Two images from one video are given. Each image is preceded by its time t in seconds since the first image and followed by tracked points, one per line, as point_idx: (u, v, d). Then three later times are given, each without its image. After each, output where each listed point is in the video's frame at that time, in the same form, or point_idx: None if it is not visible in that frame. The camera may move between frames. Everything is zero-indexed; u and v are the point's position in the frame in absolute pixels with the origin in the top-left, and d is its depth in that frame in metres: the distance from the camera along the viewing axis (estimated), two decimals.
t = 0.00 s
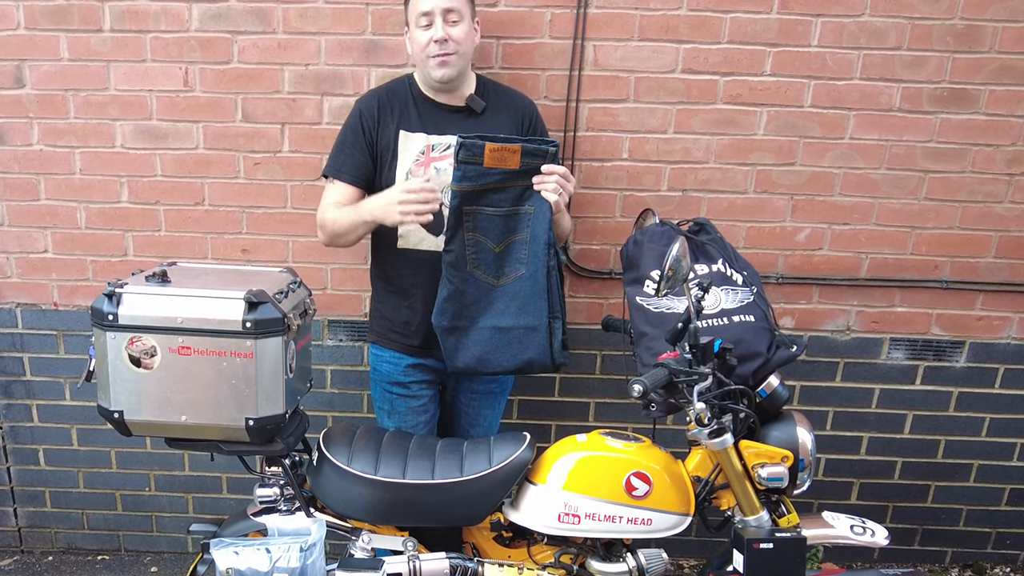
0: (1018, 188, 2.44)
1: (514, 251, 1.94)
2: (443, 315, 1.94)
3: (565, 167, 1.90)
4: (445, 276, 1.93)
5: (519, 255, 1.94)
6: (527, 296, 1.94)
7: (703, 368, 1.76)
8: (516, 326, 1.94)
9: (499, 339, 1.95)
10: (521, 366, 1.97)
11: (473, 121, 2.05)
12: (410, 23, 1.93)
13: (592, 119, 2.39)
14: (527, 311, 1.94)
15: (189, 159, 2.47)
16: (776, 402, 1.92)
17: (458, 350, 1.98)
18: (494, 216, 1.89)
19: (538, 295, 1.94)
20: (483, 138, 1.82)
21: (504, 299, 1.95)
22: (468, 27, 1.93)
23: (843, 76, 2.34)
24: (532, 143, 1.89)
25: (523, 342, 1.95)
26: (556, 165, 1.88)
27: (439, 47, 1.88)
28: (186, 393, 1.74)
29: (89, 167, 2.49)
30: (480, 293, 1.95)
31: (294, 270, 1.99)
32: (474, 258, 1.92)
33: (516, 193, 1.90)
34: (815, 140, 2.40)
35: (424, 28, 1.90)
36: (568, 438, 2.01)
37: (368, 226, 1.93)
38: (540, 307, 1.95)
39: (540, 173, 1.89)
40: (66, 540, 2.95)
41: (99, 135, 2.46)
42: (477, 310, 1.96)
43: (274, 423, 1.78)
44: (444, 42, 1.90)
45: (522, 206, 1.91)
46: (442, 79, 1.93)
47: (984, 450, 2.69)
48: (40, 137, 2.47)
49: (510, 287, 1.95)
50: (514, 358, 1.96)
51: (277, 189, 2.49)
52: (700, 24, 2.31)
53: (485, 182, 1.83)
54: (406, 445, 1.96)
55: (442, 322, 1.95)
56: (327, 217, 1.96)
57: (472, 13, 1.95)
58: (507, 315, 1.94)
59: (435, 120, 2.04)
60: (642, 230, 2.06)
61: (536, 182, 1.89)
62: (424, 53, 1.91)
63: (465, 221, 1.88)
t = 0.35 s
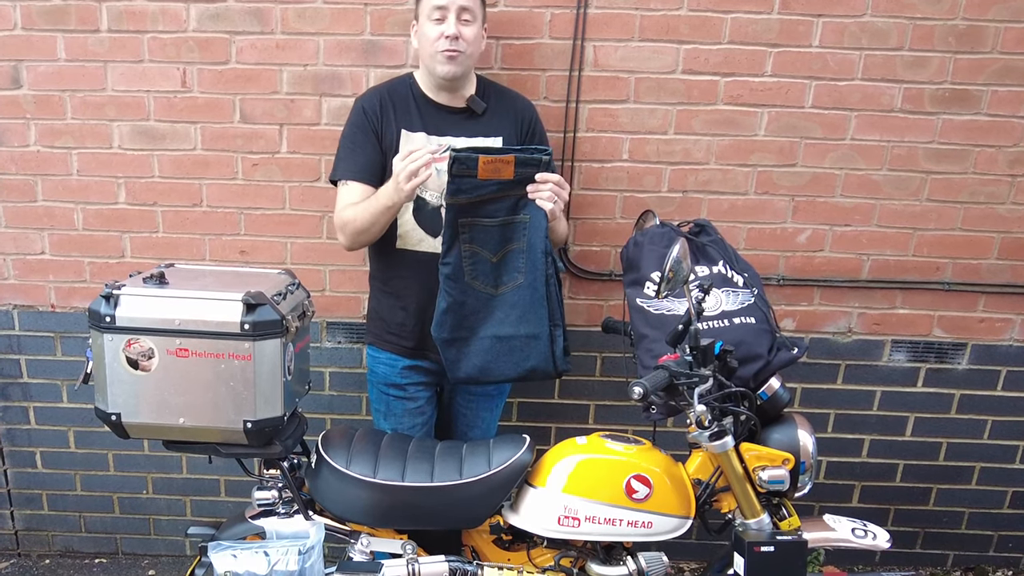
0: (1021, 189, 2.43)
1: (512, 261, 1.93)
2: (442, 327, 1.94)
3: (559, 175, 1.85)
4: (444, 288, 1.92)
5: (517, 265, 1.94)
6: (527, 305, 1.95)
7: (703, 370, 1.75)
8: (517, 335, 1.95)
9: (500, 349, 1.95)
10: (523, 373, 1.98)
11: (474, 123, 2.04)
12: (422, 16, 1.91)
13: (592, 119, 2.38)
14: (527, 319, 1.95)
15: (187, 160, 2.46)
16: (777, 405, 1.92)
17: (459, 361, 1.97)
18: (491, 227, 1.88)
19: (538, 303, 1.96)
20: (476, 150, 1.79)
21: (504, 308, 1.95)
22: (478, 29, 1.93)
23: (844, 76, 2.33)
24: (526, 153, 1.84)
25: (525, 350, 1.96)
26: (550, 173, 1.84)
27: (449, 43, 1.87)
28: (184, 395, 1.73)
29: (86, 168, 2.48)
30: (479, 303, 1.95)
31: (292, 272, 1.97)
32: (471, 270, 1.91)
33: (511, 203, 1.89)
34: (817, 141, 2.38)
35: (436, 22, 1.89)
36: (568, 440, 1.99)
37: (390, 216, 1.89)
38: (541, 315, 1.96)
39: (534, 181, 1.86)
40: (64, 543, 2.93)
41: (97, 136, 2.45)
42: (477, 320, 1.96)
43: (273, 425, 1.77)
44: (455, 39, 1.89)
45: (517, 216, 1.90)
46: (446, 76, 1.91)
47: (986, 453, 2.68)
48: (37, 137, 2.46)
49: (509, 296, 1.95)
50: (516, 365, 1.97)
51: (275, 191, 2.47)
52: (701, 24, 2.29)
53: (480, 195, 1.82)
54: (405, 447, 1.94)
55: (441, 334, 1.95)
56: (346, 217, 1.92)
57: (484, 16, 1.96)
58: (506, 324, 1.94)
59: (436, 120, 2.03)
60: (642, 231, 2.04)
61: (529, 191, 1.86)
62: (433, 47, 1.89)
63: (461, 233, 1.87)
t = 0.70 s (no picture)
0: None
1: (515, 270, 1.92)
2: (442, 334, 1.93)
3: (566, 188, 1.86)
4: (444, 295, 1.90)
5: (520, 275, 1.93)
6: (528, 315, 1.93)
7: (704, 372, 1.73)
8: (516, 344, 1.94)
9: (498, 356, 1.94)
10: (522, 382, 1.97)
11: (477, 125, 2.02)
12: (432, 18, 1.89)
13: (592, 120, 2.36)
14: (527, 329, 1.94)
15: (184, 161, 2.45)
16: (777, 407, 1.90)
17: (457, 367, 1.97)
18: (495, 237, 1.87)
19: (539, 314, 1.94)
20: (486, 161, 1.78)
21: (504, 316, 1.94)
22: (489, 36, 1.91)
23: (846, 77, 2.32)
24: (535, 165, 1.81)
25: (524, 360, 1.95)
26: (558, 187, 1.84)
27: (458, 49, 1.85)
28: (181, 397, 1.71)
29: (84, 169, 2.47)
30: (479, 312, 1.93)
31: (290, 273, 1.96)
32: (473, 278, 1.90)
33: (516, 214, 1.88)
34: (818, 142, 2.37)
35: (446, 26, 1.87)
36: (568, 442, 1.98)
37: (380, 232, 1.91)
38: (542, 326, 1.95)
39: (540, 194, 1.86)
40: (61, 546, 2.91)
41: (94, 136, 2.44)
42: (477, 328, 1.94)
43: (270, 427, 1.76)
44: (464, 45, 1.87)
45: (522, 226, 1.89)
46: (452, 82, 1.90)
47: (988, 455, 2.66)
48: (34, 138, 2.44)
49: (510, 305, 1.93)
50: (515, 375, 1.96)
51: (273, 191, 2.46)
52: (701, 24, 2.28)
53: (487, 206, 1.81)
54: (405, 450, 1.93)
55: (440, 340, 1.93)
56: (336, 222, 1.93)
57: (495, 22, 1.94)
58: (507, 333, 1.93)
59: (439, 122, 2.01)
60: (643, 232, 2.03)
61: (537, 203, 1.85)
62: (441, 51, 1.87)
63: (465, 242, 1.85)
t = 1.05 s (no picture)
0: None
1: (516, 284, 1.91)
2: (445, 353, 1.90)
3: (562, 202, 1.84)
4: (447, 315, 1.88)
5: (522, 288, 1.92)
6: (533, 328, 1.93)
7: (704, 375, 1.72)
8: (522, 357, 1.94)
9: (504, 371, 1.94)
10: (529, 395, 1.97)
11: (480, 127, 2.00)
12: (438, 25, 1.86)
13: (593, 121, 2.35)
14: (533, 342, 1.94)
15: (182, 162, 2.43)
16: (779, 409, 1.87)
17: (464, 383, 1.95)
18: (496, 254, 1.86)
19: (544, 327, 1.94)
20: (482, 181, 1.76)
21: (507, 330, 1.93)
22: (493, 47, 1.88)
23: (847, 77, 2.31)
24: (530, 180, 1.81)
25: (531, 372, 1.95)
26: (554, 201, 1.82)
27: (460, 61, 1.83)
28: (179, 399, 1.70)
29: (81, 170, 2.45)
30: (481, 328, 1.92)
31: (289, 274, 1.94)
32: (475, 295, 1.88)
33: (514, 229, 1.87)
34: (819, 143, 2.36)
35: (450, 35, 1.84)
36: (568, 445, 1.97)
37: (372, 201, 1.86)
38: (548, 338, 1.94)
39: (538, 208, 1.84)
40: (58, 550, 2.90)
41: (92, 137, 2.42)
42: (479, 344, 1.93)
43: (268, 430, 1.74)
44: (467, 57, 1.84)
45: (519, 240, 1.88)
46: (453, 92, 1.89)
47: (990, 458, 2.65)
48: (31, 139, 2.43)
49: (512, 319, 1.93)
50: (521, 388, 1.96)
51: (271, 193, 2.45)
52: (702, 25, 2.27)
53: (486, 225, 1.79)
54: (404, 453, 1.92)
55: (444, 360, 1.91)
56: (330, 202, 1.91)
57: (502, 32, 1.90)
58: (512, 347, 1.93)
59: (441, 123, 1.98)
60: (643, 234, 2.01)
61: (534, 218, 1.84)
62: (444, 61, 1.85)
63: (465, 261, 1.83)
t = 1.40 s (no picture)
0: None
1: (515, 291, 1.90)
2: (441, 358, 1.88)
3: (565, 208, 1.83)
4: (442, 320, 1.87)
5: (520, 295, 1.90)
6: (530, 336, 1.91)
7: (705, 377, 1.70)
8: (518, 366, 1.91)
9: (500, 380, 1.91)
10: (524, 405, 1.94)
11: (475, 130, 1.98)
12: (439, 20, 1.82)
13: (592, 122, 2.34)
14: (530, 351, 1.91)
15: (180, 163, 2.42)
16: (781, 412, 1.86)
17: (458, 392, 1.93)
18: (494, 258, 1.85)
19: (541, 335, 1.91)
20: (482, 184, 1.76)
21: (505, 338, 1.91)
22: (496, 44, 1.86)
23: (848, 78, 2.30)
24: (532, 184, 1.80)
25: (526, 382, 1.92)
26: (556, 206, 1.82)
27: (468, 58, 1.80)
28: (177, 402, 1.69)
29: (78, 171, 2.44)
30: (478, 334, 1.90)
31: (287, 276, 1.93)
32: (472, 301, 1.87)
33: (513, 234, 1.86)
34: (821, 144, 2.35)
35: (455, 31, 1.80)
36: (568, 448, 1.95)
37: (378, 210, 1.79)
38: (544, 347, 1.92)
39: (539, 214, 1.84)
40: (55, 553, 2.88)
41: (89, 139, 2.41)
42: (476, 351, 1.91)
43: (267, 432, 1.73)
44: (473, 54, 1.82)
45: (519, 246, 1.87)
46: (458, 89, 1.85)
47: (993, 461, 2.63)
48: (28, 140, 2.42)
49: (510, 326, 1.91)
50: (517, 397, 1.93)
51: (269, 194, 2.43)
52: (703, 25, 2.26)
53: (485, 229, 1.79)
54: (403, 455, 1.90)
55: (440, 365, 1.89)
56: (331, 215, 1.85)
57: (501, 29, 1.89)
58: (508, 356, 1.91)
59: (436, 127, 1.96)
60: (643, 235, 2.00)
61: (534, 222, 1.84)
62: (450, 57, 1.81)
63: (462, 266, 1.82)
